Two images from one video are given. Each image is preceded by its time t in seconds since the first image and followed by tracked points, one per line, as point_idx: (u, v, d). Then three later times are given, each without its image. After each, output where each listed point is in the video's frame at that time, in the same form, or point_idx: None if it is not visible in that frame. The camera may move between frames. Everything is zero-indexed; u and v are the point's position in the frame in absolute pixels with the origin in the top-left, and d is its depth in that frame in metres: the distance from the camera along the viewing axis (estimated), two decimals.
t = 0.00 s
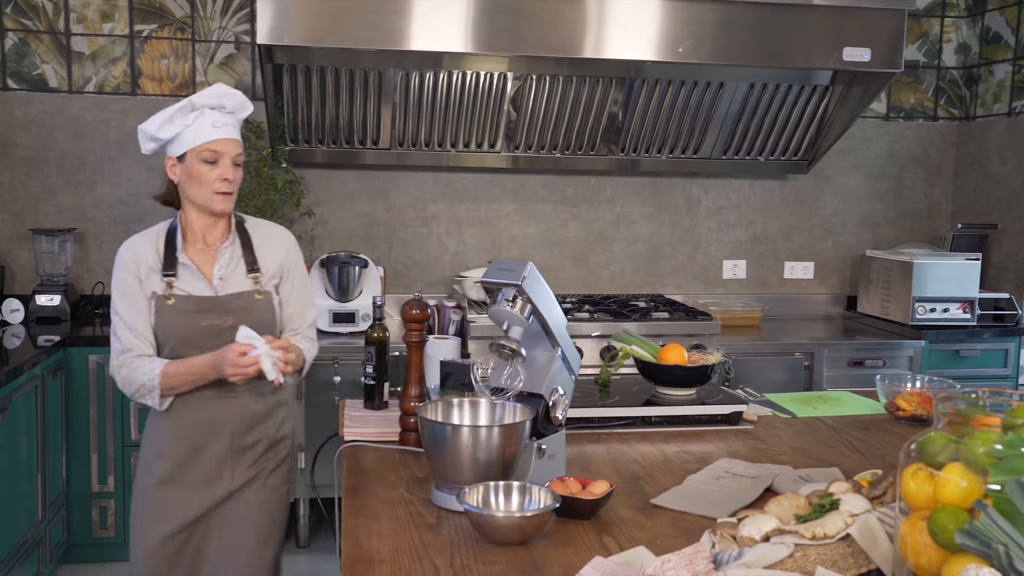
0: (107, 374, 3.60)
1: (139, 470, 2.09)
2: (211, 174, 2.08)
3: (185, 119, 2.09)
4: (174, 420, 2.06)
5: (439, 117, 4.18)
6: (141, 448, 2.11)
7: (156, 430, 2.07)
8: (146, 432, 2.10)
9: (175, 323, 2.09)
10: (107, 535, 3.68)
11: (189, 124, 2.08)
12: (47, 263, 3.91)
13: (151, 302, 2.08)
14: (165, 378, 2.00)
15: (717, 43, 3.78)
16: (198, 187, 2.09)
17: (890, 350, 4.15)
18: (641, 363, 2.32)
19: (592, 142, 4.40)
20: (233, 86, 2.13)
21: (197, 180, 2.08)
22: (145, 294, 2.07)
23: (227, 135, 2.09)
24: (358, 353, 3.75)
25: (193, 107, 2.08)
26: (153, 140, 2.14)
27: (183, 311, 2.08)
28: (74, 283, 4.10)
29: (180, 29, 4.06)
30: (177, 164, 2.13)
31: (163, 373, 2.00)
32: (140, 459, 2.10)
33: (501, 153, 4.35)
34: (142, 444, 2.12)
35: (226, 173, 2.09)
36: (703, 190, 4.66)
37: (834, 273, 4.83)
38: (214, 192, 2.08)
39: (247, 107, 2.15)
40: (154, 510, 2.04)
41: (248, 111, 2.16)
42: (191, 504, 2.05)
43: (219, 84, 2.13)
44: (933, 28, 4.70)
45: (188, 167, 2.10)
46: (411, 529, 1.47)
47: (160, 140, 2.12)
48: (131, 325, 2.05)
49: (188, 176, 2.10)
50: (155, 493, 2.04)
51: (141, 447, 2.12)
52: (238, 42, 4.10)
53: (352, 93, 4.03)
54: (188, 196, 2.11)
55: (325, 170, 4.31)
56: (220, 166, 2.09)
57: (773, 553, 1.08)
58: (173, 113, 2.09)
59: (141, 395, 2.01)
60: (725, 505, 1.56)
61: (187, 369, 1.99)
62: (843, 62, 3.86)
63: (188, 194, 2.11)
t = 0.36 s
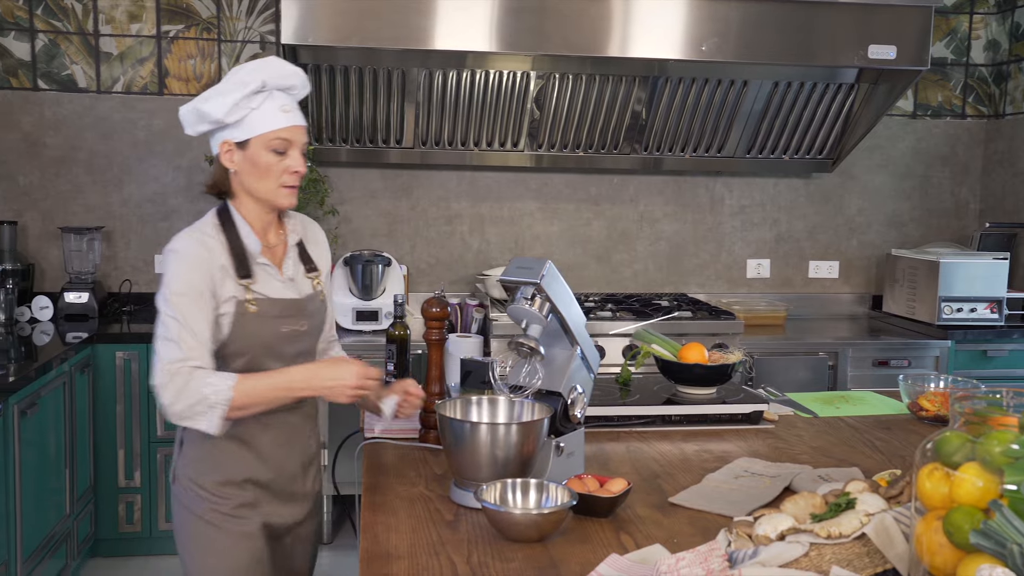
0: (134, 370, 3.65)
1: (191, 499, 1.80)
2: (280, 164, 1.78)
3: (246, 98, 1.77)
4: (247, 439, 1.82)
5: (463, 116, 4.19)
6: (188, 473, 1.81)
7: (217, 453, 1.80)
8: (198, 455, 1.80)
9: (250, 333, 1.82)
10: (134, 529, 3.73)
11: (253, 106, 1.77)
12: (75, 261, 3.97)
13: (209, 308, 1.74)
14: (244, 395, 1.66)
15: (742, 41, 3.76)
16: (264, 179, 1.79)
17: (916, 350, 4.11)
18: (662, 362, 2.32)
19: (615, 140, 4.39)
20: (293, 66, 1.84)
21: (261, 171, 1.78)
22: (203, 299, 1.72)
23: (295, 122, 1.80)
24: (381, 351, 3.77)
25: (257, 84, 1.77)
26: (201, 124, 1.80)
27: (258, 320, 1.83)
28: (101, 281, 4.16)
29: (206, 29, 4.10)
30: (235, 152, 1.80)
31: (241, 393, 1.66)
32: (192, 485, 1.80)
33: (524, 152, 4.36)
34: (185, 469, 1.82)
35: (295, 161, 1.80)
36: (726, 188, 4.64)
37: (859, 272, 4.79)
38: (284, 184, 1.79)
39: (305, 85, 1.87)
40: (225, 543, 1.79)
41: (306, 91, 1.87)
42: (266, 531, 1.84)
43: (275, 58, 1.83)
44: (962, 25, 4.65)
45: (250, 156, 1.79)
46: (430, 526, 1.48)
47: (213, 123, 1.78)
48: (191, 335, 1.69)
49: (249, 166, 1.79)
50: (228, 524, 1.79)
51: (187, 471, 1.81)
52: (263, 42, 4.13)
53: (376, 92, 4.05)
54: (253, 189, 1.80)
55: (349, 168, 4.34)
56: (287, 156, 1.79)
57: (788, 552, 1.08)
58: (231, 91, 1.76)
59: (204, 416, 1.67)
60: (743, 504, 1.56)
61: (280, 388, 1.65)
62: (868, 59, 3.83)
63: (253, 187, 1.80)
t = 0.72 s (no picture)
0: (155, 367, 3.69)
1: (247, 538, 1.59)
2: (385, 179, 1.59)
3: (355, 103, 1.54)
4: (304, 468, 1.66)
5: (482, 115, 4.20)
6: (242, 509, 1.59)
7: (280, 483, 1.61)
8: (259, 489, 1.60)
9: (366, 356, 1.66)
10: (155, 525, 3.77)
11: (365, 113, 1.54)
12: (99, 259, 4.03)
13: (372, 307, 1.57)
14: (519, 409, 1.50)
15: (763, 39, 3.74)
16: (366, 191, 1.59)
17: (937, 350, 4.08)
18: (678, 360, 2.32)
19: (635, 139, 4.39)
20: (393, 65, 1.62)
21: (366, 183, 1.58)
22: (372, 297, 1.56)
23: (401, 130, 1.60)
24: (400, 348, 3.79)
25: (367, 87, 1.54)
26: (295, 130, 1.54)
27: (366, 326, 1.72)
28: (125, 279, 4.21)
29: (228, 29, 4.13)
30: (335, 160, 1.57)
31: (495, 410, 1.51)
32: (246, 523, 1.59)
33: (544, 151, 4.37)
34: (234, 505, 1.59)
35: (397, 170, 1.61)
36: (746, 187, 4.62)
37: (881, 271, 4.76)
38: (385, 196, 1.61)
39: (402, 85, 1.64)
40: None
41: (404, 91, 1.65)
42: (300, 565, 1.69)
43: (374, 52, 1.59)
44: (986, 21, 4.60)
45: (354, 166, 1.57)
46: (443, 522, 1.49)
47: (313, 130, 1.53)
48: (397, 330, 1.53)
49: (351, 177, 1.58)
50: (286, 558, 1.64)
51: (240, 506, 1.59)
52: (284, 42, 4.16)
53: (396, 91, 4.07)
54: (352, 202, 1.60)
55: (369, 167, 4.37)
56: (391, 167, 1.60)
57: (799, 550, 1.08)
58: (340, 96, 1.52)
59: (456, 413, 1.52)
60: (757, 502, 1.56)
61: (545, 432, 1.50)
62: (889, 57, 3.81)
63: (353, 200, 1.60)
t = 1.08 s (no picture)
0: (158, 366, 3.70)
1: (272, 550, 1.59)
2: (415, 192, 1.59)
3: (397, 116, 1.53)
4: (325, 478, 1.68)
5: (485, 115, 4.21)
6: (270, 521, 1.58)
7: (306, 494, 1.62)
8: (287, 500, 1.60)
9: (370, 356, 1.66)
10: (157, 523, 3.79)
11: (406, 127, 1.53)
12: (103, 258, 4.05)
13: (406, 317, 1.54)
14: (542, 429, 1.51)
15: (768, 40, 3.75)
16: (393, 203, 1.58)
17: (939, 349, 4.08)
18: (677, 359, 2.33)
19: (637, 139, 4.39)
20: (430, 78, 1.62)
21: (394, 195, 1.57)
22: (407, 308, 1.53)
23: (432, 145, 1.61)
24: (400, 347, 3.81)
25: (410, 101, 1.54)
26: (335, 138, 1.52)
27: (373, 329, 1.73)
28: (128, 277, 4.23)
29: (232, 29, 4.15)
30: (367, 169, 1.55)
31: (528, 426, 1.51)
32: (274, 535, 1.59)
33: (547, 150, 4.38)
34: (262, 518, 1.58)
35: (422, 184, 1.60)
36: (749, 187, 4.62)
37: (883, 271, 4.75)
38: (408, 209, 1.61)
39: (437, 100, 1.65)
40: None
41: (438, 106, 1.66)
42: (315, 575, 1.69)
43: (416, 65, 1.59)
44: (990, 21, 4.60)
45: (385, 177, 1.56)
46: (440, 520, 1.50)
47: (353, 139, 1.52)
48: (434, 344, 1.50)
49: (380, 188, 1.57)
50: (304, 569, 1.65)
51: (268, 518, 1.58)
52: (288, 41, 4.17)
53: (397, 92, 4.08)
54: (377, 213, 1.58)
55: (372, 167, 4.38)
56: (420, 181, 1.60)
57: (790, 547, 1.10)
58: (384, 109, 1.52)
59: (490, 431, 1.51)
60: (753, 500, 1.56)
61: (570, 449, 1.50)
62: (891, 56, 3.81)
63: (378, 210, 1.58)
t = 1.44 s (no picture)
0: (165, 364, 3.72)
1: (294, 538, 1.60)
2: (410, 188, 1.60)
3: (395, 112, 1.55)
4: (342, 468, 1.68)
5: (490, 115, 4.21)
6: (290, 509, 1.59)
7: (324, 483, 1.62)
8: (308, 489, 1.60)
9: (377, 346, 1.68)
10: (164, 520, 3.81)
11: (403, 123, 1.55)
12: (110, 257, 4.06)
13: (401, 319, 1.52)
14: (511, 428, 1.49)
15: (773, 39, 3.74)
16: (389, 197, 1.59)
17: (945, 349, 4.07)
18: (680, 358, 2.33)
19: (642, 138, 4.39)
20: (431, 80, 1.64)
21: (391, 190, 1.59)
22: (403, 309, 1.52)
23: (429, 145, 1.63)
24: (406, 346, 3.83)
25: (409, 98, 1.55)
26: (332, 130, 1.53)
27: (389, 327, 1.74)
28: (135, 276, 4.24)
29: (238, 29, 4.16)
30: (364, 163, 1.57)
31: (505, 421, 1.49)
32: (294, 523, 1.60)
33: (552, 150, 4.38)
34: (283, 506, 1.59)
35: (419, 181, 1.62)
36: (755, 186, 4.62)
37: (889, 270, 4.74)
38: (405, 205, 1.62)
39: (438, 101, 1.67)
40: None
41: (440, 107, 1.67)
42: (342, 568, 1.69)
43: (418, 65, 1.61)
44: (997, 19, 4.58)
45: (382, 172, 1.58)
46: (441, 517, 1.51)
47: (350, 132, 1.53)
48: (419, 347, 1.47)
49: (377, 183, 1.58)
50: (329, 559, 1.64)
51: (289, 506, 1.59)
52: (294, 41, 4.18)
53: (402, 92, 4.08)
54: (373, 206, 1.60)
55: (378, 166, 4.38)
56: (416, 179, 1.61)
57: (788, 545, 1.11)
58: (382, 105, 1.53)
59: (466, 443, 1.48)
60: (754, 499, 1.57)
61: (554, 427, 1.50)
62: (896, 56, 3.80)
63: (374, 204, 1.60)
